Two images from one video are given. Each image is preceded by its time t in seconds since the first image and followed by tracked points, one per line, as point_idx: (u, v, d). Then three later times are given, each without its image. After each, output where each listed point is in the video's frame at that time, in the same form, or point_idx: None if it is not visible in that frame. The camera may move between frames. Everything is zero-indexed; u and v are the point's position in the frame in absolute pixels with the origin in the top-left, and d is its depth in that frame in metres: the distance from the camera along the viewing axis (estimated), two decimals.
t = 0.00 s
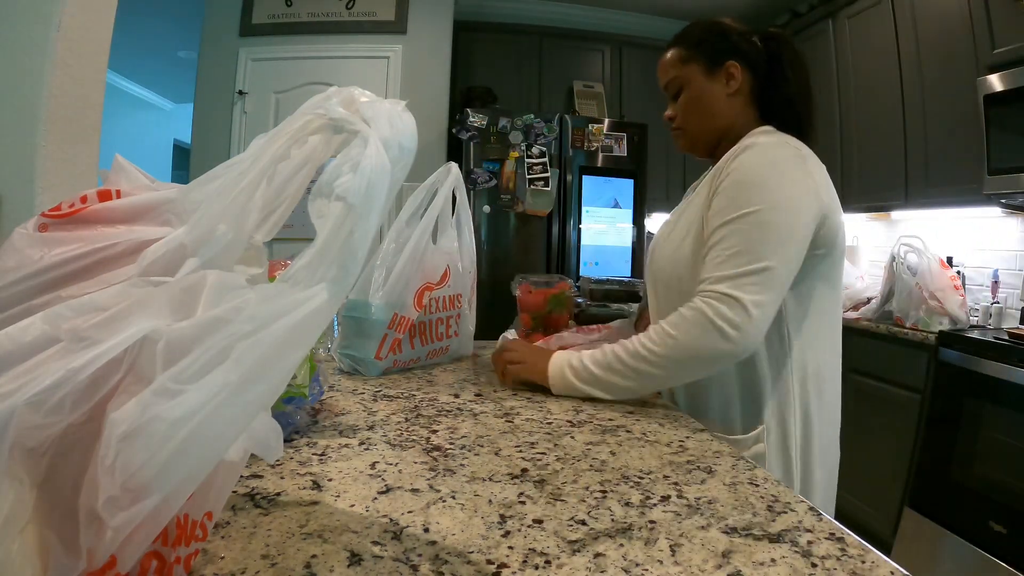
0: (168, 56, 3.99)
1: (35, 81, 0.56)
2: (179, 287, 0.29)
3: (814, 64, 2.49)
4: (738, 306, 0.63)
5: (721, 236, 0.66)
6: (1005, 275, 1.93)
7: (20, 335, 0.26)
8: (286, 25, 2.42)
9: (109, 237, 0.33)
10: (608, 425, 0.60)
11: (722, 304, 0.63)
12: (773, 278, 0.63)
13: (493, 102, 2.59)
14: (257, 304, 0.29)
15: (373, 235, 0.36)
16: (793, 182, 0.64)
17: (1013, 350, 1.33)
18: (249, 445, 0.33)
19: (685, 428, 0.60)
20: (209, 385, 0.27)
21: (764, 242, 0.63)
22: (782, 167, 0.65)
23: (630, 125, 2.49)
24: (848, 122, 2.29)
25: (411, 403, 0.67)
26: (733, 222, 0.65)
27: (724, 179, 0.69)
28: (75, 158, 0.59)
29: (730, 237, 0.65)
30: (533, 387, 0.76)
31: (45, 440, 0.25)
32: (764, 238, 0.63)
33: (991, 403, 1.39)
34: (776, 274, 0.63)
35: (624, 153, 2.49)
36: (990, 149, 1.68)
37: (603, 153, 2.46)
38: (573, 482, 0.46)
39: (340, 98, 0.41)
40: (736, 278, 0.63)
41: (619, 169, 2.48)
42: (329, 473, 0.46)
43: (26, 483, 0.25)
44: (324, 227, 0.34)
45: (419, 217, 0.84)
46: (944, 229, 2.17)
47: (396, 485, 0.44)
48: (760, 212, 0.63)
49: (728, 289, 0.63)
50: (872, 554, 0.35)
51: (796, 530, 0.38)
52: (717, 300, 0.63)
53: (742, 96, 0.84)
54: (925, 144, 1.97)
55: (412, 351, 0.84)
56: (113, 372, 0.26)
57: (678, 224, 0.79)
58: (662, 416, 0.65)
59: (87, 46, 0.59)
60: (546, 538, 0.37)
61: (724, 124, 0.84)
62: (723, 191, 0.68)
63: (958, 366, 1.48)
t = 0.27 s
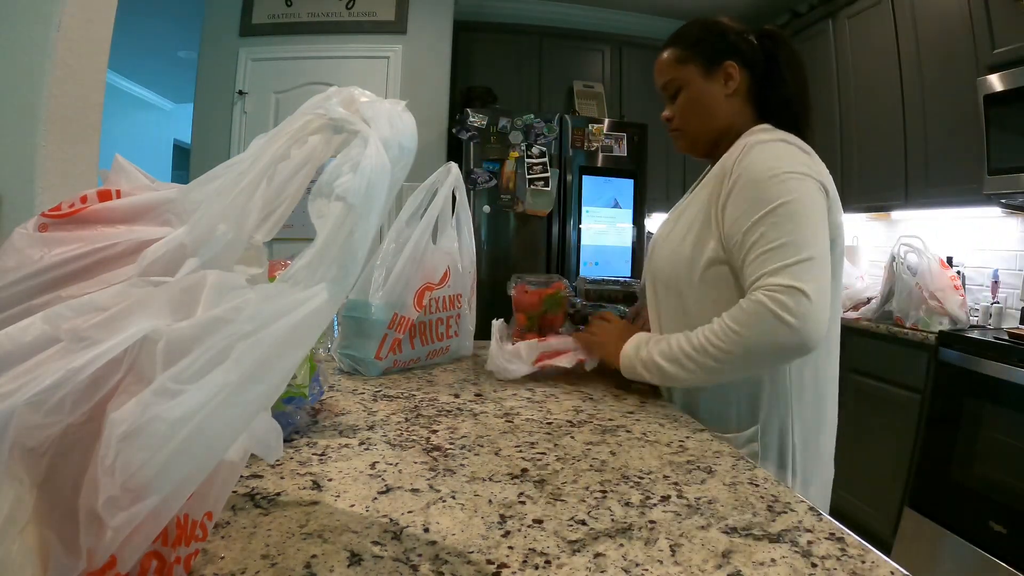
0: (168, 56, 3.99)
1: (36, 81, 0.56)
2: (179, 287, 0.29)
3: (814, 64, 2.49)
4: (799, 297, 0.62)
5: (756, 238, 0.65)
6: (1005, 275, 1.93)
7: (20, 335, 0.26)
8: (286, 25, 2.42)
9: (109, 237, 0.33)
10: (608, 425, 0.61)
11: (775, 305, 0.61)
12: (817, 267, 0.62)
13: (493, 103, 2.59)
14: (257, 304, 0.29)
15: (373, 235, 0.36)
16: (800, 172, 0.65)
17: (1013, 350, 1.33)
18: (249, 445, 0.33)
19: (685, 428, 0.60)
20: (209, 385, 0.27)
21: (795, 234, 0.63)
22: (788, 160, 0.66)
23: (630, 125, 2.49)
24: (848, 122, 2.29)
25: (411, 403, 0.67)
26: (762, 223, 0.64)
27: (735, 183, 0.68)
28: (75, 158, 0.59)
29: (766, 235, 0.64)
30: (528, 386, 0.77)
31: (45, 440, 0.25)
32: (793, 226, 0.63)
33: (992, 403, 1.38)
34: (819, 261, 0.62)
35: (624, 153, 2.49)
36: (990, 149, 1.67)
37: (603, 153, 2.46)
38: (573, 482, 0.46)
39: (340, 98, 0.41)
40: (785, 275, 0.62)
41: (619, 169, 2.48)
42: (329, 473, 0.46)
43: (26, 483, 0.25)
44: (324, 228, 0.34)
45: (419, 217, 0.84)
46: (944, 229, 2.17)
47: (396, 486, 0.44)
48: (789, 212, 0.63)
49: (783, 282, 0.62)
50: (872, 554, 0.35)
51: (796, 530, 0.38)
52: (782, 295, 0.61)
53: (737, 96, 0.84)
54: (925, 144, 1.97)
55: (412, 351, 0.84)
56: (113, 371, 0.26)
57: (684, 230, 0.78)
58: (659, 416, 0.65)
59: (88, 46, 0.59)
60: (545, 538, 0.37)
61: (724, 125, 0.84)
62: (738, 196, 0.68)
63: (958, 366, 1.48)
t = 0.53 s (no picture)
0: (168, 56, 3.99)
1: (36, 82, 0.56)
2: (178, 287, 0.29)
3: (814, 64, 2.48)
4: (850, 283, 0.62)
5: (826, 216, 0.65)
6: (1005, 275, 1.93)
7: (20, 336, 0.26)
8: (286, 25, 2.42)
9: (109, 237, 0.33)
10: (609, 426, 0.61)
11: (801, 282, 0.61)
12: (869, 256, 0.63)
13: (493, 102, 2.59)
14: (257, 303, 0.29)
15: (373, 235, 0.36)
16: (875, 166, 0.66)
17: (1013, 350, 1.33)
18: (249, 446, 0.33)
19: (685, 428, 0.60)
20: (209, 386, 0.27)
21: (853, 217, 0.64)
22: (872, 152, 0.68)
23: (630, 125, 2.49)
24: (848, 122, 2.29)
25: (411, 403, 0.67)
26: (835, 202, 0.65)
27: (817, 158, 0.69)
28: (75, 158, 0.59)
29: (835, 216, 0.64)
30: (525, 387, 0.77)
31: (44, 441, 0.25)
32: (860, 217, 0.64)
33: (992, 403, 1.38)
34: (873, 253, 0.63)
35: (625, 153, 2.49)
36: (990, 149, 1.67)
37: (603, 153, 2.46)
38: (573, 482, 0.46)
39: (340, 98, 0.41)
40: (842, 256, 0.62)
41: (619, 169, 2.48)
42: (329, 473, 0.46)
43: (26, 483, 0.25)
44: (324, 227, 0.34)
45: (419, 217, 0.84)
46: (944, 229, 2.17)
47: (396, 486, 0.44)
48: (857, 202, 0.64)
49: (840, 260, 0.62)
50: (873, 555, 0.35)
51: (796, 530, 0.38)
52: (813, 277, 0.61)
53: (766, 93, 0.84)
54: (925, 144, 1.97)
55: (412, 351, 0.84)
56: (113, 372, 0.26)
57: (748, 208, 0.78)
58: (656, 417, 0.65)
59: (87, 46, 0.59)
60: (545, 538, 0.37)
61: (758, 118, 0.84)
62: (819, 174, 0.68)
63: (958, 366, 1.48)
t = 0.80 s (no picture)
0: (168, 56, 3.99)
1: (36, 82, 0.56)
2: (178, 287, 0.29)
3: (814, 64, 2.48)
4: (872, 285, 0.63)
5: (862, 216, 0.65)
6: (1005, 275, 1.93)
7: (20, 335, 0.26)
8: (286, 25, 2.42)
9: (109, 236, 0.33)
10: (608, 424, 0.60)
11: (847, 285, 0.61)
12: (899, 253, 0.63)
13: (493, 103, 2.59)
14: (257, 303, 0.29)
15: (373, 234, 0.36)
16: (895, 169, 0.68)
17: (1013, 350, 1.33)
18: (249, 446, 0.33)
19: (685, 429, 0.60)
20: (209, 386, 0.27)
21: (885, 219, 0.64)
22: (891, 151, 0.69)
23: (630, 125, 2.49)
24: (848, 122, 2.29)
25: (411, 403, 0.67)
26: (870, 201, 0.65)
27: (841, 153, 0.69)
28: (76, 158, 0.60)
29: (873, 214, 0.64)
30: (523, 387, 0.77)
31: (45, 441, 0.25)
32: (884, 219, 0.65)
33: (992, 403, 1.38)
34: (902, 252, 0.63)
35: (625, 153, 2.49)
36: (990, 149, 1.67)
37: (604, 153, 2.46)
38: (573, 482, 0.46)
39: (340, 98, 0.41)
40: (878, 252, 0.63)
41: (619, 169, 2.48)
42: (329, 473, 0.46)
43: (26, 483, 0.24)
44: (324, 228, 0.34)
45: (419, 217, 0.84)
46: (945, 229, 2.17)
47: (396, 486, 0.44)
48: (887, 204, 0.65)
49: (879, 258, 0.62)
50: (873, 555, 0.35)
51: (796, 530, 0.38)
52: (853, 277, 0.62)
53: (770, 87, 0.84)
54: (925, 144, 1.97)
55: (412, 351, 0.84)
56: (114, 372, 0.26)
57: (755, 206, 0.77)
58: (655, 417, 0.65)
59: (88, 47, 0.59)
60: (546, 538, 0.37)
61: (757, 111, 0.84)
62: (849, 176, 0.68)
63: (958, 366, 1.48)
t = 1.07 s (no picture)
0: (168, 57, 3.99)
1: (37, 82, 0.56)
2: (178, 287, 0.29)
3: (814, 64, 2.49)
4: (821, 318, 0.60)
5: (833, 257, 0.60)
6: (1005, 275, 1.93)
7: (20, 336, 0.26)
8: (286, 25, 2.42)
9: (109, 237, 0.33)
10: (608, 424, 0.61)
11: (795, 336, 0.57)
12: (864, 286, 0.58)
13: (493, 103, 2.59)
14: (257, 303, 0.29)
15: (373, 234, 0.36)
16: (877, 177, 0.57)
17: (1014, 350, 1.33)
18: (250, 445, 0.33)
19: (685, 429, 0.60)
20: (209, 385, 0.27)
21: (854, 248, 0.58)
22: (851, 156, 0.58)
23: (630, 125, 2.49)
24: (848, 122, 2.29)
25: (411, 403, 0.67)
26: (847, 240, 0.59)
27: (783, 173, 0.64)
28: (76, 159, 0.60)
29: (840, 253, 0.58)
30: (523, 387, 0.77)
31: (45, 441, 0.25)
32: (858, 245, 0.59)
33: (991, 403, 1.38)
34: (864, 290, 0.58)
35: (624, 153, 2.49)
36: (990, 149, 1.67)
37: (604, 153, 2.46)
38: (573, 482, 0.46)
39: (340, 98, 0.41)
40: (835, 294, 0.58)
41: (619, 169, 2.48)
42: (329, 473, 0.46)
43: (25, 483, 0.24)
44: (324, 228, 0.34)
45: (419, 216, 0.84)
46: (945, 229, 2.17)
47: (396, 485, 0.44)
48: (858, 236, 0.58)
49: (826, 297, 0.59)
50: (873, 555, 0.35)
51: (796, 530, 0.38)
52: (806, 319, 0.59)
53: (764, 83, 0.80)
54: (925, 144, 1.97)
55: (412, 351, 0.84)
56: (113, 372, 0.26)
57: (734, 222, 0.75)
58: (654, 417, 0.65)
59: (88, 47, 0.59)
60: (546, 538, 0.37)
61: (750, 110, 0.79)
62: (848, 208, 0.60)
63: (958, 366, 1.48)
